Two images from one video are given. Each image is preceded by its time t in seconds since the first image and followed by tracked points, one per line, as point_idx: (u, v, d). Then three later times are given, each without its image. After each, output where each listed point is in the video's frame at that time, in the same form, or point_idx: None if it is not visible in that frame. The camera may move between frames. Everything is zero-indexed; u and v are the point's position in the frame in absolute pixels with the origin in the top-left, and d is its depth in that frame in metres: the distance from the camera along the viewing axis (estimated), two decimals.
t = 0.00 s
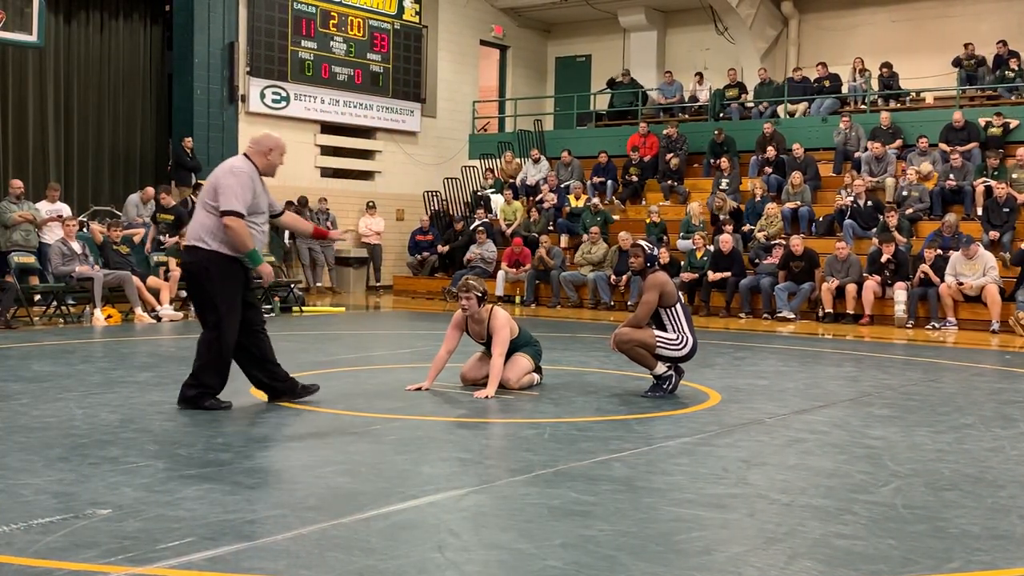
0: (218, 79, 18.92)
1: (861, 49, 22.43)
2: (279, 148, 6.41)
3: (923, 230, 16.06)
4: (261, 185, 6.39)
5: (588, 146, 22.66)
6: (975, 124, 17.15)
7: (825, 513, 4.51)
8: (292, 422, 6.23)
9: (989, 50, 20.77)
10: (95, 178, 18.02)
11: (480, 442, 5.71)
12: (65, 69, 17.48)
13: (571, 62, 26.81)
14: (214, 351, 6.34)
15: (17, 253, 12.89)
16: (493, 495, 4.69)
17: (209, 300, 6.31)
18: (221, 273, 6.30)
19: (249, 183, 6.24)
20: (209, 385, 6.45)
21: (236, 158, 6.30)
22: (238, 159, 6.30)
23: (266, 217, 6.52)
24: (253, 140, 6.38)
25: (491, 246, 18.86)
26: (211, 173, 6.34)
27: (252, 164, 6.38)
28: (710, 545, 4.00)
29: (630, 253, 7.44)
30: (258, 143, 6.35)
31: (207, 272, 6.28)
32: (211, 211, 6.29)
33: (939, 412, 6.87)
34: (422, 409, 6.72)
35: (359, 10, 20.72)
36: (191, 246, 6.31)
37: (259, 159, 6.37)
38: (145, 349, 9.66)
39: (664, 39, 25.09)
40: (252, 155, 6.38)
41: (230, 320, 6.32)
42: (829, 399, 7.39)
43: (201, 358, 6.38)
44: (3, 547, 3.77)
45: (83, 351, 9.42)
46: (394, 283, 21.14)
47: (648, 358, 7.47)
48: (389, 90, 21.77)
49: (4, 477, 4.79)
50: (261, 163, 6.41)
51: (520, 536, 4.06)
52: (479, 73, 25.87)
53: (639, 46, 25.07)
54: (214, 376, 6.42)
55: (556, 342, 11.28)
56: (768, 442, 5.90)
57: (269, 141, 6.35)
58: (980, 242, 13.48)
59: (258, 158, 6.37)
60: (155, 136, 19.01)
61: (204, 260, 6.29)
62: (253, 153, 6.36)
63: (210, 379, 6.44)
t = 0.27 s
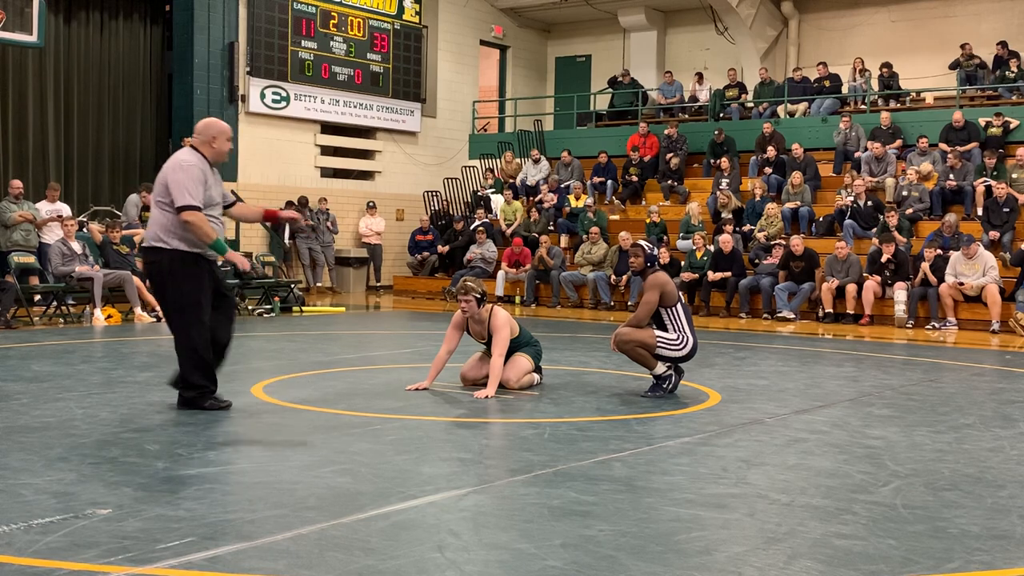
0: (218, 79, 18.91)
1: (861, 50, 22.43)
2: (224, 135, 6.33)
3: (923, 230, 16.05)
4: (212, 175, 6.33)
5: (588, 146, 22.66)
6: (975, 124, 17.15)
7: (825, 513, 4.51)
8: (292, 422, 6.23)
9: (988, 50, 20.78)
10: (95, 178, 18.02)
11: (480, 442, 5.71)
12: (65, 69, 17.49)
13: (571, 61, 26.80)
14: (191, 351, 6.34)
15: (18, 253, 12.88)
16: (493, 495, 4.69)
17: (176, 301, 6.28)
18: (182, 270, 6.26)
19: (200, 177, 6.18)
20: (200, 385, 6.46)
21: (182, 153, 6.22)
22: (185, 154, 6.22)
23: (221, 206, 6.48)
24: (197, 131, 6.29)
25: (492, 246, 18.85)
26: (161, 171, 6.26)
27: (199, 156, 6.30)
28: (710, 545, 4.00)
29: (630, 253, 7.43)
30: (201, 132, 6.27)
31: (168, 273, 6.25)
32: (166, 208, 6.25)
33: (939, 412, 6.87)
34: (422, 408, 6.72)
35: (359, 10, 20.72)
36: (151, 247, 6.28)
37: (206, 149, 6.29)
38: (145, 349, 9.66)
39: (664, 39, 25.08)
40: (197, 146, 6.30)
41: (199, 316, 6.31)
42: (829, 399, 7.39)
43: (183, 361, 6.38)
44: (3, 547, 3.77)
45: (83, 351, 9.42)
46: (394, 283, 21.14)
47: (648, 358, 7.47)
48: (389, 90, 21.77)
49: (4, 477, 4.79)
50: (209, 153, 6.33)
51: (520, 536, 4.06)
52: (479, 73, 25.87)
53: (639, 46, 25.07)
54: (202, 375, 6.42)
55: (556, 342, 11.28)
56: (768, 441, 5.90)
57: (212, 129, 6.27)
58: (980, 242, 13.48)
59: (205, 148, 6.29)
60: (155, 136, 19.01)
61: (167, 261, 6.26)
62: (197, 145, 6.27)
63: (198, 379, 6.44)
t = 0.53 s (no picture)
0: (218, 79, 18.92)
1: (861, 50, 22.42)
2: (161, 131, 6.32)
3: (923, 229, 16.04)
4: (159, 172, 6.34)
5: (588, 146, 22.65)
6: (975, 124, 17.15)
7: (825, 512, 4.51)
8: (291, 422, 6.23)
9: (988, 51, 20.79)
10: (94, 178, 18.02)
11: (480, 442, 5.71)
12: (66, 69, 17.49)
13: (571, 61, 26.80)
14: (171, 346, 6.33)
15: (17, 253, 12.87)
16: (493, 494, 4.69)
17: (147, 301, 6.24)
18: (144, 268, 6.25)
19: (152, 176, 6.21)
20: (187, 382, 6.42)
21: (127, 157, 6.23)
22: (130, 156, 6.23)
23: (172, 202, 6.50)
24: (136, 132, 6.28)
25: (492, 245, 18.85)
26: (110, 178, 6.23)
27: (142, 155, 6.30)
28: (710, 545, 4.00)
29: (630, 253, 7.42)
30: (136, 131, 6.26)
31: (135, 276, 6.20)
32: (119, 212, 6.22)
33: (938, 412, 6.87)
34: (422, 408, 6.72)
35: (359, 10, 20.72)
36: (109, 253, 6.22)
37: (146, 148, 6.30)
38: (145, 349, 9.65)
39: (664, 39, 25.08)
40: (137, 146, 6.30)
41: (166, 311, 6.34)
42: (829, 399, 7.39)
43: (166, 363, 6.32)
44: (3, 547, 3.77)
45: (82, 351, 9.41)
46: (394, 283, 21.15)
47: (649, 358, 7.46)
48: (389, 90, 21.77)
49: (4, 477, 4.79)
50: (152, 152, 6.33)
51: (519, 536, 4.06)
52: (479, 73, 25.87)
53: (639, 46, 25.06)
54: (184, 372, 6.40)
55: (556, 342, 11.27)
56: (768, 441, 5.89)
57: (148, 126, 6.27)
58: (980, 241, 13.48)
59: (146, 147, 6.30)
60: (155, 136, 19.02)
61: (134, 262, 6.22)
62: (137, 145, 6.27)
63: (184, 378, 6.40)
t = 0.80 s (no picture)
0: (218, 79, 18.92)
1: (861, 50, 22.42)
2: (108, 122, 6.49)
3: (924, 230, 16.03)
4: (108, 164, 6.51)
5: (589, 146, 22.66)
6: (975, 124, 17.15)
7: (825, 512, 4.51)
8: (292, 422, 6.23)
9: (988, 51, 20.79)
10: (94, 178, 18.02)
11: (480, 442, 5.71)
12: (66, 69, 17.49)
13: (571, 61, 26.80)
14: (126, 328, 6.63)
15: (17, 253, 12.86)
16: (493, 495, 4.69)
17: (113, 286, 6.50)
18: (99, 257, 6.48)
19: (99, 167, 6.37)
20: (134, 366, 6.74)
21: (75, 148, 6.41)
22: (78, 147, 6.40)
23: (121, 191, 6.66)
24: (82, 124, 6.43)
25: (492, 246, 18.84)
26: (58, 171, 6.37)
27: (91, 147, 6.46)
28: (710, 545, 4.00)
29: (631, 252, 7.41)
30: (83, 124, 6.43)
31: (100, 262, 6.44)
32: (69, 202, 6.37)
33: (938, 412, 6.87)
34: (423, 408, 6.72)
35: (359, 10, 20.72)
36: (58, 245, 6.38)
37: (94, 140, 6.46)
38: (145, 349, 9.66)
39: (664, 39, 25.08)
40: (85, 138, 6.45)
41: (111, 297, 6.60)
42: (829, 399, 7.40)
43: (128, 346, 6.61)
44: (3, 547, 3.77)
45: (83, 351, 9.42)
46: (394, 283, 21.15)
47: (650, 359, 7.44)
48: (389, 90, 21.77)
49: (4, 477, 4.79)
50: (100, 143, 6.49)
51: (520, 536, 4.06)
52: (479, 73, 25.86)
53: (639, 46, 25.07)
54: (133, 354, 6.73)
55: (556, 342, 11.28)
56: (768, 442, 5.90)
57: (95, 117, 6.44)
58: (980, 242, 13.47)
59: (94, 139, 6.46)
60: (155, 137, 19.01)
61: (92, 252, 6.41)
62: (85, 136, 6.43)
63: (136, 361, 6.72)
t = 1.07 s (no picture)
0: (218, 79, 18.92)
1: (861, 50, 22.42)
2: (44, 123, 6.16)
3: (924, 230, 16.03)
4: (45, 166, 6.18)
5: (589, 146, 22.66)
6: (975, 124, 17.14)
7: (825, 512, 4.51)
8: (292, 422, 6.23)
9: (988, 50, 20.79)
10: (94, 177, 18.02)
11: (480, 442, 5.71)
12: (66, 69, 17.49)
13: (571, 61, 26.80)
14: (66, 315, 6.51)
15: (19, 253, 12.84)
16: (493, 495, 4.69)
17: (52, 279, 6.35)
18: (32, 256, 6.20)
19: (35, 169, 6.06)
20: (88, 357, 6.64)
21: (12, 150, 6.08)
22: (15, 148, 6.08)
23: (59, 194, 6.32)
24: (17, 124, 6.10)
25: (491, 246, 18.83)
26: None
27: (29, 150, 6.14)
28: (710, 546, 4.00)
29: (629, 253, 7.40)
30: (18, 125, 6.10)
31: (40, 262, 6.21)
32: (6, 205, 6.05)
33: (938, 412, 6.87)
34: (423, 408, 6.72)
35: (359, 10, 20.72)
36: None
37: (32, 142, 6.14)
38: (145, 349, 9.66)
39: (664, 39, 25.08)
40: (22, 140, 6.13)
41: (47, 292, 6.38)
42: (829, 399, 7.40)
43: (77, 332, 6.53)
44: (3, 547, 3.77)
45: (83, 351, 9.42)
46: (394, 283, 21.15)
47: (650, 359, 7.45)
48: (389, 90, 21.77)
49: (4, 477, 4.79)
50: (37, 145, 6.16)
51: (520, 536, 4.06)
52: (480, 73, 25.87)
53: (639, 46, 25.07)
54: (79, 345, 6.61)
55: (556, 342, 11.27)
56: (768, 441, 5.90)
57: (31, 118, 6.10)
58: (980, 242, 13.47)
59: (32, 141, 6.14)
60: (155, 137, 19.02)
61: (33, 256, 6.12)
62: (22, 138, 6.10)
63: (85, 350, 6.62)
